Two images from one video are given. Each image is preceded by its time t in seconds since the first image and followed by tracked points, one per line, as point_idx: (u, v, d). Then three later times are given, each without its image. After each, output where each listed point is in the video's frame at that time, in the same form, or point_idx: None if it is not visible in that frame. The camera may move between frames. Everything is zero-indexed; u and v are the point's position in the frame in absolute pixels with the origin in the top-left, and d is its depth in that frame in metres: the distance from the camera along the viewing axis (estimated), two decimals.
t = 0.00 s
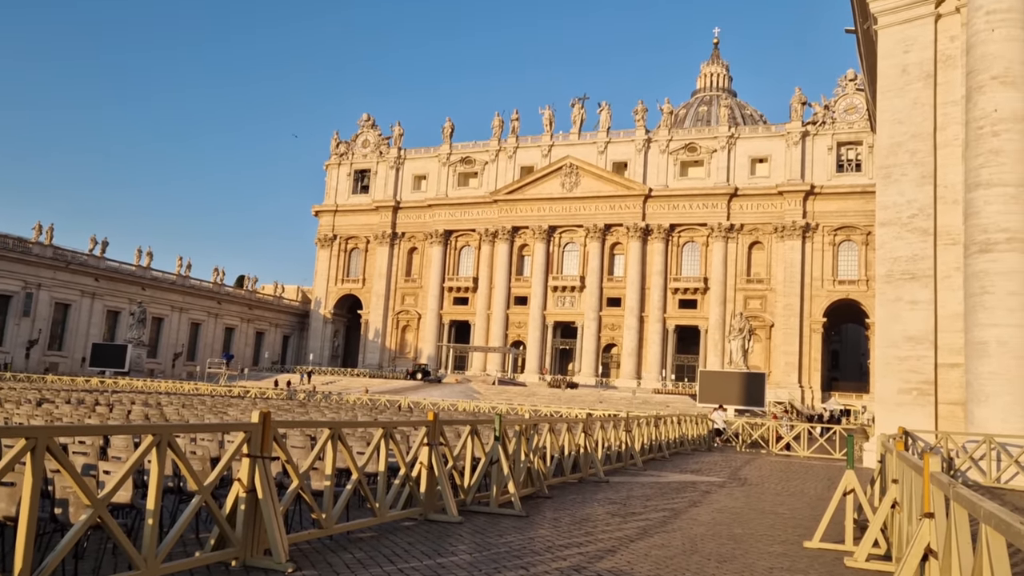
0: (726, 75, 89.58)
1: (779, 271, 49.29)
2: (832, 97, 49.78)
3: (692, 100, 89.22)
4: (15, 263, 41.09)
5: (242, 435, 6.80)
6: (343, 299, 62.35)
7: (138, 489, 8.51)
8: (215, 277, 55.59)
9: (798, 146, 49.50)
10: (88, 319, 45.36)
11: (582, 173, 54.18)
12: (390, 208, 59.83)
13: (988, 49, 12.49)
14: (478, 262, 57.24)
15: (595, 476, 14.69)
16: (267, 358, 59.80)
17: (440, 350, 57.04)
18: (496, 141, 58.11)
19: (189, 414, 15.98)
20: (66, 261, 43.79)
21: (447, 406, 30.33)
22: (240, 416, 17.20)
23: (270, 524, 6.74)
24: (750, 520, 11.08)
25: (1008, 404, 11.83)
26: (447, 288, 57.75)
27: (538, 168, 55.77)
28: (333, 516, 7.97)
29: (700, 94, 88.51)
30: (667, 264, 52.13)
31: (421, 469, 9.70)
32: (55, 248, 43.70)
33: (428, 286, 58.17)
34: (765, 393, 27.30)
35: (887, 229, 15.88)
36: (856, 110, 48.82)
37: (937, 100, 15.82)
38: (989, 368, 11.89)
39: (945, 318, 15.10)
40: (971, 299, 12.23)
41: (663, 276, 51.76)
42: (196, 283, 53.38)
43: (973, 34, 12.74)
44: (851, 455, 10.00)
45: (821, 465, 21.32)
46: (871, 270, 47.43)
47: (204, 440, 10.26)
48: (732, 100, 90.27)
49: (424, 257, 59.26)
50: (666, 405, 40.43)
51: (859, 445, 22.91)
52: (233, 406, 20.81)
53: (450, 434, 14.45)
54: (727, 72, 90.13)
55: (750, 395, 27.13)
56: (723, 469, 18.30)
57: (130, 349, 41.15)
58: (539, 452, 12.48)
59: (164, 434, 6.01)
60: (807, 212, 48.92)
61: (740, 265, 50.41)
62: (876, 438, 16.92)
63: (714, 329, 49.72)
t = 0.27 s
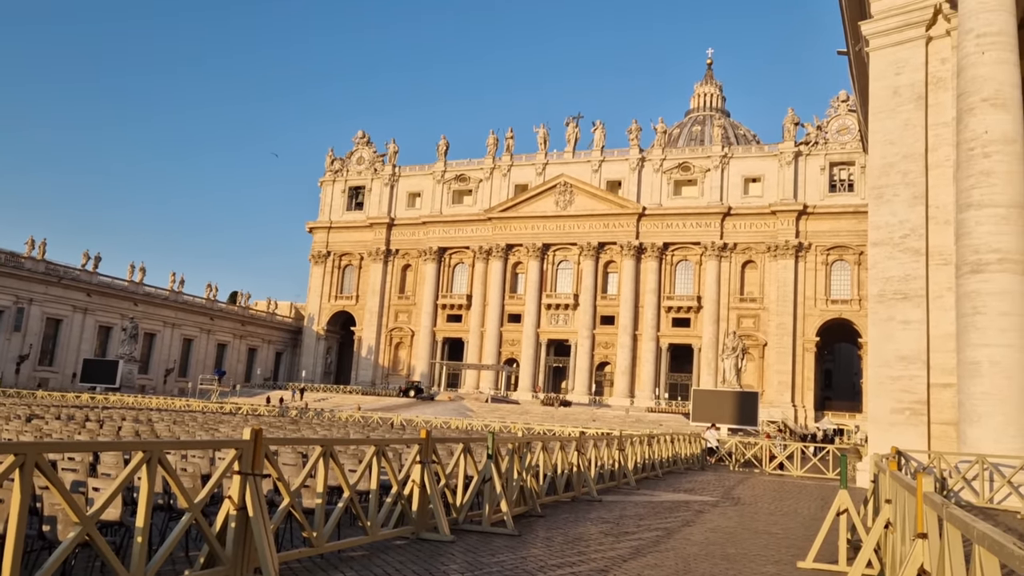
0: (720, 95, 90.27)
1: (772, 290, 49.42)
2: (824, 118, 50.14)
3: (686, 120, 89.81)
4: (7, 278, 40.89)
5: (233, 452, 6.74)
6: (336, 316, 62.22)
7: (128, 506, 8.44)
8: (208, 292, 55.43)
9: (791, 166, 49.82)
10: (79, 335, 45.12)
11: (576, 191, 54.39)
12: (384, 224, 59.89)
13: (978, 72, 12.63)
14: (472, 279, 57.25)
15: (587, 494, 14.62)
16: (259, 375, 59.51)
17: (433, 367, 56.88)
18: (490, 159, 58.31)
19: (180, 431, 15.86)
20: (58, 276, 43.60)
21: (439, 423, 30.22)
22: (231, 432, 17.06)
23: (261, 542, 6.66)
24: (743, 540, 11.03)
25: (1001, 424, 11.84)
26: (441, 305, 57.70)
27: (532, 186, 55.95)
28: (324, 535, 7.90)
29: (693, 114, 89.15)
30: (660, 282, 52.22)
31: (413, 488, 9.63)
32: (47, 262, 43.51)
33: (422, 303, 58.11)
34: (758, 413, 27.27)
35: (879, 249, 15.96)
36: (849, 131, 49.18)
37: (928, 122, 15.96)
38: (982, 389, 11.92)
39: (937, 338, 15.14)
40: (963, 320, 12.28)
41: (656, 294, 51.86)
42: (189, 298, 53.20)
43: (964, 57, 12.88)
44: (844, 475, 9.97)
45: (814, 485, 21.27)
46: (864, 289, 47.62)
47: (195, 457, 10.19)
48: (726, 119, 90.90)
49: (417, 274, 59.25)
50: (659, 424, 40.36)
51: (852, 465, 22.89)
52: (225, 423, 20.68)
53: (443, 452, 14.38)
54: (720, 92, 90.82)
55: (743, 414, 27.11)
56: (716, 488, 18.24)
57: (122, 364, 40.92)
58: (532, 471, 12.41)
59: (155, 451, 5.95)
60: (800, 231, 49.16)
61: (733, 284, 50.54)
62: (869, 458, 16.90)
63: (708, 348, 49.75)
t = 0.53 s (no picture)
0: (713, 111, 90.84)
1: (765, 306, 49.55)
2: (817, 134, 50.43)
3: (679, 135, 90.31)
4: None
5: (224, 466, 6.70)
6: (329, 329, 62.07)
7: (118, 521, 8.40)
8: (200, 305, 55.24)
9: (783, 182, 50.09)
10: (70, 348, 44.85)
11: (570, 206, 54.53)
12: (378, 238, 59.90)
13: (969, 89, 12.75)
14: (466, 293, 57.23)
15: (580, 510, 14.56)
16: (251, 388, 59.24)
17: (426, 381, 56.71)
18: (485, 174, 58.44)
19: (171, 445, 15.74)
20: (50, 288, 43.39)
21: (432, 438, 30.15)
22: (223, 447, 16.99)
23: (252, 557, 6.61)
24: (736, 556, 11.00)
25: (993, 441, 11.88)
26: (434, 319, 57.64)
27: (526, 201, 56.06)
28: (315, 550, 7.84)
29: (687, 130, 89.66)
30: (654, 297, 52.32)
31: (405, 503, 9.58)
32: (39, 275, 43.30)
33: (415, 317, 58.03)
34: (751, 427, 27.27)
35: (871, 265, 16.04)
36: (841, 147, 49.46)
37: (920, 139, 16.10)
38: (974, 405, 11.96)
39: (930, 354, 15.19)
40: (955, 336, 12.33)
41: (650, 309, 51.93)
42: (182, 311, 53.01)
43: (954, 75, 13.00)
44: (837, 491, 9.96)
45: (808, 500, 21.24)
46: (856, 305, 47.80)
47: (186, 471, 10.15)
48: (719, 135, 91.43)
49: (411, 288, 59.20)
50: (653, 439, 40.31)
51: (845, 481, 22.87)
52: (216, 437, 20.54)
53: (436, 467, 14.32)
54: (713, 108, 91.39)
55: (736, 430, 27.09)
56: (710, 504, 18.19)
57: (113, 377, 40.70)
58: (525, 486, 12.36)
59: (145, 465, 5.91)
60: (793, 246, 49.36)
61: (726, 299, 50.68)
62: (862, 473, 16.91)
63: (701, 363, 49.78)
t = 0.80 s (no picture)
0: (705, 121, 91.24)
1: (757, 315, 49.68)
2: (808, 144, 50.67)
3: (672, 145, 90.67)
4: None
5: (215, 475, 6.67)
6: (321, 338, 61.91)
7: (108, 531, 8.37)
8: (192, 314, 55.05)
9: (775, 192, 50.30)
10: (60, 356, 44.59)
11: (563, 215, 54.64)
12: (371, 247, 59.87)
13: (959, 101, 12.87)
14: (459, 302, 57.19)
15: (573, 519, 14.54)
16: (243, 397, 59.01)
17: (418, 390, 56.59)
18: (478, 183, 58.50)
19: (162, 454, 15.65)
20: (41, 296, 43.18)
21: (425, 447, 30.08)
22: (214, 455, 16.91)
23: (242, 567, 6.57)
24: (729, 566, 11.00)
25: (984, 450, 11.93)
26: (427, 327, 57.58)
27: (519, 210, 56.12)
28: (306, 560, 7.81)
29: (679, 140, 90.03)
30: (646, 306, 52.41)
31: (397, 512, 9.55)
32: (30, 282, 43.08)
33: (408, 326, 57.95)
34: (744, 437, 27.29)
35: (863, 275, 16.13)
36: (832, 157, 49.71)
37: (910, 149, 16.22)
38: (964, 415, 12.02)
39: (921, 363, 15.25)
40: (946, 345, 12.40)
41: (642, 318, 52.01)
42: (174, 320, 52.82)
43: (944, 86, 13.13)
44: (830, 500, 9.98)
45: (800, 510, 21.25)
46: (848, 314, 47.98)
47: (177, 480, 10.13)
48: (711, 145, 91.79)
49: (404, 296, 59.13)
50: (645, 448, 40.29)
51: (837, 490, 22.90)
52: (207, 446, 20.43)
53: (428, 476, 14.28)
54: (706, 118, 91.79)
55: (729, 439, 27.11)
56: (702, 513, 18.18)
57: (104, 386, 40.49)
58: (517, 495, 12.34)
59: (135, 475, 5.88)
60: (785, 256, 49.54)
61: (719, 308, 50.81)
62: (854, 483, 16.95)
63: (693, 372, 49.84)
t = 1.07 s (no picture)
0: (696, 124, 91.53)
1: (748, 318, 49.85)
2: (799, 147, 50.89)
3: (662, 148, 90.94)
4: None
5: (205, 477, 6.65)
6: (312, 340, 61.77)
7: (96, 533, 8.36)
8: (182, 316, 54.84)
9: (766, 194, 50.50)
10: (49, 359, 44.31)
11: (554, 217, 54.70)
12: (362, 249, 59.80)
13: (947, 104, 12.96)
14: (450, 304, 57.15)
15: (564, 521, 14.56)
16: (233, 400, 58.77)
17: (410, 392, 56.53)
18: (469, 185, 58.50)
19: (151, 456, 15.58)
20: (29, 298, 42.90)
21: (416, 449, 30.04)
22: (204, 458, 16.84)
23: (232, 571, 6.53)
24: (720, 567, 11.03)
25: (973, 451, 12.00)
26: (418, 330, 57.53)
27: (511, 212, 56.14)
28: (297, 563, 7.78)
29: (670, 142, 90.30)
30: (637, 308, 52.50)
31: (388, 514, 9.53)
32: (19, 284, 42.80)
33: (399, 328, 57.89)
34: (734, 438, 27.37)
35: (853, 276, 16.22)
36: (823, 160, 49.94)
37: (900, 152, 16.33)
38: (953, 416, 12.10)
39: (911, 365, 15.34)
40: (935, 347, 12.47)
41: (634, 320, 52.12)
42: (164, 322, 52.59)
43: (934, 90, 13.22)
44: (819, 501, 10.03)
45: (790, 511, 21.31)
46: (838, 316, 48.21)
47: (166, 483, 10.11)
48: (702, 148, 92.09)
49: (395, 298, 59.07)
50: (636, 450, 40.35)
51: (827, 492, 22.98)
52: (197, 448, 20.34)
53: (419, 478, 14.25)
54: (697, 121, 92.10)
55: (719, 441, 27.17)
56: (693, 515, 18.22)
57: (93, 389, 40.28)
58: (509, 497, 12.34)
59: (125, 477, 5.85)
60: (775, 258, 49.74)
61: (710, 310, 50.95)
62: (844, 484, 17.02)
63: (685, 374, 49.97)
